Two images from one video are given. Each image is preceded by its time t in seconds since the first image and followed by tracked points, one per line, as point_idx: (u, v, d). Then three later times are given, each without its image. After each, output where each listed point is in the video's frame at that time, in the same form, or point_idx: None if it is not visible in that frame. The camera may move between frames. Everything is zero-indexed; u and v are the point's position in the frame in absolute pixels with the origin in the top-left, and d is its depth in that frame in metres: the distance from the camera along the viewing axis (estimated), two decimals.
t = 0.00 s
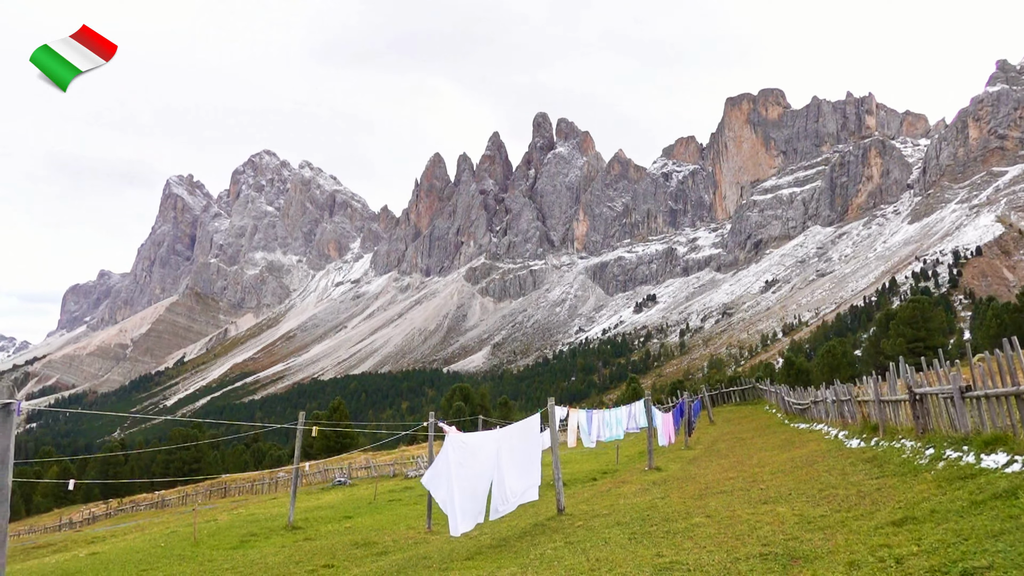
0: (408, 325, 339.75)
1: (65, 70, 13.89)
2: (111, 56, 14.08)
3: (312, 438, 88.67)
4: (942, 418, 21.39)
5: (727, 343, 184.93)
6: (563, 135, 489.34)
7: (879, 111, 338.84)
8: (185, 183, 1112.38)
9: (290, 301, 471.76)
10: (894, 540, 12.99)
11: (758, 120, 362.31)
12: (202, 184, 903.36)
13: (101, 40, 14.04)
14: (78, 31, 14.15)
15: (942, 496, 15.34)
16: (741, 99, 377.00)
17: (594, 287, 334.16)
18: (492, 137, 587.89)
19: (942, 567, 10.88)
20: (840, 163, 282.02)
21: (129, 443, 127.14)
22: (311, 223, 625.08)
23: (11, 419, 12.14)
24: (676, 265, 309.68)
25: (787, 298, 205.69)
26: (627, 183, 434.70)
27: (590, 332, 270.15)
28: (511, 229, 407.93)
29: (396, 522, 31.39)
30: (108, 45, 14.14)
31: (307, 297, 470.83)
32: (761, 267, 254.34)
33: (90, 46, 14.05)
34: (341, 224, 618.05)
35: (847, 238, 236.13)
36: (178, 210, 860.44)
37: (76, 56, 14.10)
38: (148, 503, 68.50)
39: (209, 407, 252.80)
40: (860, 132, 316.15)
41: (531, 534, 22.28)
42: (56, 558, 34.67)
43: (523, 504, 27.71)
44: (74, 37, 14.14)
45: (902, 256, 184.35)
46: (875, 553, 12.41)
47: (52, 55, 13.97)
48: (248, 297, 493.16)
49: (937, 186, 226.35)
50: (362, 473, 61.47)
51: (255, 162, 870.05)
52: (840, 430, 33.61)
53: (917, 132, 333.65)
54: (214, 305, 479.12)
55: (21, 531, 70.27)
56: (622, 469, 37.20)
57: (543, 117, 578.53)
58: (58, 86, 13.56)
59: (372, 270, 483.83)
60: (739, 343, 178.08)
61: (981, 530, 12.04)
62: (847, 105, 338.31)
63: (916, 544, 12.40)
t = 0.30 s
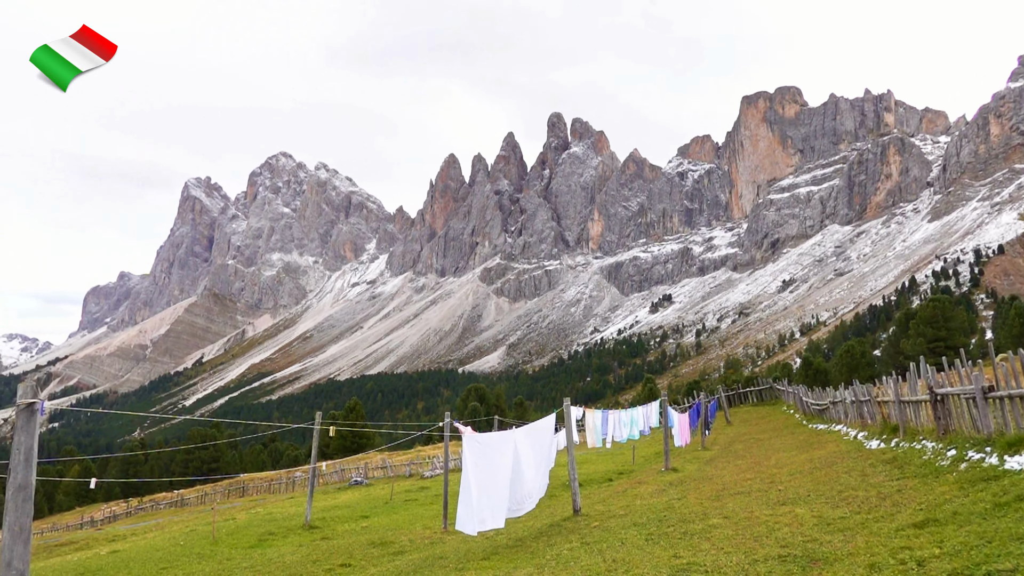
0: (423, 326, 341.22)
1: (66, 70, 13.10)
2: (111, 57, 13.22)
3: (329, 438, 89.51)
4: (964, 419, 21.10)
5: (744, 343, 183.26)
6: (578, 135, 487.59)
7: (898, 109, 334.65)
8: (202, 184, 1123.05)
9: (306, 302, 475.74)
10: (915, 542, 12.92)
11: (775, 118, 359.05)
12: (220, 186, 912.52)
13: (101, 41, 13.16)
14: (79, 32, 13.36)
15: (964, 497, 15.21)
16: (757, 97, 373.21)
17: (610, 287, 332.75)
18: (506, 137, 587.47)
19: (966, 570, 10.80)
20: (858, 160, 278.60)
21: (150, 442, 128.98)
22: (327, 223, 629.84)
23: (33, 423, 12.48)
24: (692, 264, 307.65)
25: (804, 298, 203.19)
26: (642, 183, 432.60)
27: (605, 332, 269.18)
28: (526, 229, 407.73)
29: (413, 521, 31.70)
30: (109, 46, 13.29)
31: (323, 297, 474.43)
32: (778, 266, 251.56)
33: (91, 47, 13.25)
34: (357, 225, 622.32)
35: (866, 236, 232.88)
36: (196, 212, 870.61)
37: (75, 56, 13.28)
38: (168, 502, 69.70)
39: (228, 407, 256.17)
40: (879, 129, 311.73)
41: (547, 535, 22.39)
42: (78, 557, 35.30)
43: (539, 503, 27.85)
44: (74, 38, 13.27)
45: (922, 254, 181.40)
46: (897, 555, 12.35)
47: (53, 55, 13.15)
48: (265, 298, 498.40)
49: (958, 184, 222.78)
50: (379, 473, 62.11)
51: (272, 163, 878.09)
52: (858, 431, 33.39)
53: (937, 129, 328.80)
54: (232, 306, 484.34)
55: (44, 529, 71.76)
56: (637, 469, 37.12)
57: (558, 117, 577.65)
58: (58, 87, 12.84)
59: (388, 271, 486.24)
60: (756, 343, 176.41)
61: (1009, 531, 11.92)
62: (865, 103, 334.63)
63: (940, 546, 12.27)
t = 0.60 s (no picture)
0: (437, 326, 342.25)
1: (67, 70, 13.54)
2: (111, 56, 13.64)
3: (343, 438, 90.24)
4: (984, 419, 20.89)
5: (759, 343, 181.60)
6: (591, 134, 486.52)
7: (915, 106, 330.58)
8: (218, 186, 1132.69)
9: (321, 303, 479.39)
10: (936, 544, 12.83)
11: (790, 116, 355.81)
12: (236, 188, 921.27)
13: (101, 41, 13.62)
14: (79, 32, 13.76)
15: (985, 499, 15.09)
16: (771, 95, 369.86)
17: (624, 287, 331.04)
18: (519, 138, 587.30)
19: (987, 572, 10.75)
20: (874, 158, 275.29)
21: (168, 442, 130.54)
22: (341, 225, 634.02)
23: (53, 422, 12.80)
24: (707, 264, 305.89)
25: (821, 297, 200.58)
26: (656, 182, 430.60)
27: (619, 332, 268.18)
28: (539, 229, 407.09)
29: (427, 521, 31.93)
30: (109, 46, 13.70)
31: (338, 298, 477.75)
32: (794, 265, 248.84)
33: (90, 46, 13.68)
34: (371, 226, 625.85)
35: (883, 235, 229.84)
36: (212, 213, 880.46)
37: (76, 56, 13.73)
38: (185, 500, 70.83)
39: (244, 407, 259.04)
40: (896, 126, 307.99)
41: (561, 536, 22.49)
42: (97, 555, 35.91)
43: (554, 504, 27.97)
44: (75, 38, 13.74)
45: (941, 252, 178.71)
46: (917, 557, 12.33)
47: (52, 54, 13.58)
48: (280, 299, 503.02)
49: (978, 180, 219.73)
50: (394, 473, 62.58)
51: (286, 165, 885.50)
52: (876, 432, 33.11)
53: (956, 126, 324.37)
54: (248, 306, 489.34)
55: (65, 527, 73.23)
56: (652, 469, 37.14)
57: (571, 117, 576.58)
58: (59, 86, 13.27)
59: (402, 271, 488.36)
60: (772, 343, 174.64)
61: None
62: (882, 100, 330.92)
63: (960, 547, 12.24)
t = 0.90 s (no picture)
0: (450, 326, 343.15)
1: (65, 69, 13.99)
2: (112, 56, 14.09)
3: (358, 438, 91.00)
4: (1005, 421, 20.64)
5: (774, 343, 179.99)
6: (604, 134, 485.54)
7: (932, 103, 326.21)
8: (234, 188, 1144.11)
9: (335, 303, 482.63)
10: (957, 546, 12.74)
11: (805, 115, 352.42)
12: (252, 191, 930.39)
13: (101, 40, 14.06)
14: (79, 32, 14.22)
15: (1005, 501, 14.93)
16: (786, 93, 366.75)
17: (637, 287, 329.45)
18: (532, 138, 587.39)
19: None
20: (891, 156, 271.87)
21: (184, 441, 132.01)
22: (355, 226, 638.09)
23: (72, 421, 13.11)
24: (721, 263, 303.76)
25: (836, 297, 198.30)
26: (670, 182, 428.60)
27: (633, 332, 267.04)
28: (552, 229, 406.68)
29: (441, 521, 32.08)
30: (109, 45, 14.13)
31: (352, 298, 480.60)
32: (809, 264, 246.21)
33: (89, 45, 14.10)
34: (385, 227, 629.06)
35: (900, 233, 226.72)
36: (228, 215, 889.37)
37: (76, 56, 14.16)
38: (201, 499, 71.77)
39: (259, 407, 261.61)
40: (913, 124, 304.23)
41: (575, 536, 22.62)
42: (116, 552, 36.61)
43: (569, 505, 28.07)
44: (75, 38, 14.19)
45: (959, 251, 176.04)
46: (936, 559, 12.28)
47: (52, 54, 14.04)
48: (295, 299, 507.35)
49: (997, 177, 216.48)
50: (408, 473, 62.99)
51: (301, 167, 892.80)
52: (894, 432, 32.83)
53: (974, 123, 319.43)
54: (263, 307, 494.01)
55: (84, 525, 74.53)
56: (666, 470, 37.09)
57: (583, 117, 574.88)
58: (58, 85, 13.69)
59: (415, 272, 490.44)
60: (787, 343, 173.07)
61: None
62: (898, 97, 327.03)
63: (980, 550, 12.17)
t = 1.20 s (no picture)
0: (467, 327, 344.13)
1: (66, 70, 14.25)
2: (112, 56, 14.38)
3: (376, 439, 91.84)
4: None
5: (794, 343, 177.84)
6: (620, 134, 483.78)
7: (955, 99, 319.88)
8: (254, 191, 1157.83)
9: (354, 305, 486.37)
10: (983, 550, 12.68)
11: (825, 112, 347.64)
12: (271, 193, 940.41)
13: (101, 40, 14.33)
14: (79, 32, 14.50)
15: None
16: (806, 91, 362.34)
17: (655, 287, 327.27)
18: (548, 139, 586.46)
19: None
20: (913, 153, 266.96)
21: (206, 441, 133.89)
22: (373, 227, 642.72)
23: (97, 420, 13.55)
24: (739, 262, 300.70)
25: (857, 297, 195.39)
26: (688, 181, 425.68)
27: (651, 333, 265.45)
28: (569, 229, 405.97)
29: (458, 522, 32.32)
30: (110, 46, 14.45)
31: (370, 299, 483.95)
32: (829, 264, 242.70)
33: (91, 46, 14.40)
34: (402, 229, 632.76)
35: (922, 232, 222.61)
36: (248, 218, 900.33)
37: (75, 54, 14.42)
38: (223, 499, 72.72)
39: (279, 408, 264.88)
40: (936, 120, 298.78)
41: (595, 536, 22.72)
42: (140, 551, 37.40)
43: (587, 505, 28.15)
44: (73, 37, 14.41)
45: (983, 250, 172.51)
46: (961, 562, 12.25)
47: (52, 54, 14.29)
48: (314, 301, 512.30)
49: None
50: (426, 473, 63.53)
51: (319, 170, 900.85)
52: (917, 433, 32.50)
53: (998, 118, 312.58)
54: (282, 308, 499.88)
55: (108, 523, 76.15)
56: (685, 471, 37.02)
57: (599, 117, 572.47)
58: (58, 85, 13.97)
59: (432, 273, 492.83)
60: (807, 343, 171.09)
61: None
62: (920, 94, 321.37)
63: (1006, 555, 12.12)
